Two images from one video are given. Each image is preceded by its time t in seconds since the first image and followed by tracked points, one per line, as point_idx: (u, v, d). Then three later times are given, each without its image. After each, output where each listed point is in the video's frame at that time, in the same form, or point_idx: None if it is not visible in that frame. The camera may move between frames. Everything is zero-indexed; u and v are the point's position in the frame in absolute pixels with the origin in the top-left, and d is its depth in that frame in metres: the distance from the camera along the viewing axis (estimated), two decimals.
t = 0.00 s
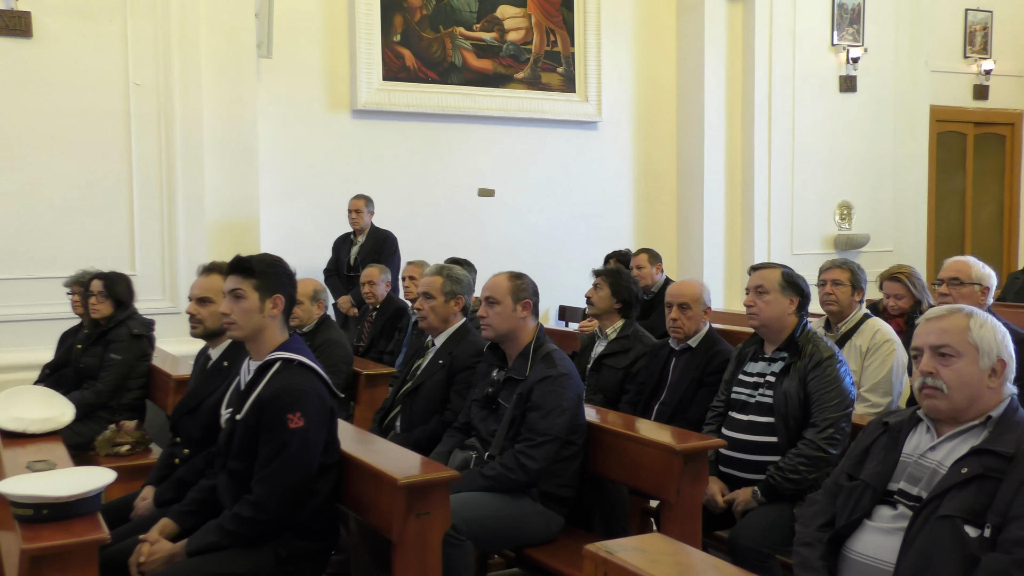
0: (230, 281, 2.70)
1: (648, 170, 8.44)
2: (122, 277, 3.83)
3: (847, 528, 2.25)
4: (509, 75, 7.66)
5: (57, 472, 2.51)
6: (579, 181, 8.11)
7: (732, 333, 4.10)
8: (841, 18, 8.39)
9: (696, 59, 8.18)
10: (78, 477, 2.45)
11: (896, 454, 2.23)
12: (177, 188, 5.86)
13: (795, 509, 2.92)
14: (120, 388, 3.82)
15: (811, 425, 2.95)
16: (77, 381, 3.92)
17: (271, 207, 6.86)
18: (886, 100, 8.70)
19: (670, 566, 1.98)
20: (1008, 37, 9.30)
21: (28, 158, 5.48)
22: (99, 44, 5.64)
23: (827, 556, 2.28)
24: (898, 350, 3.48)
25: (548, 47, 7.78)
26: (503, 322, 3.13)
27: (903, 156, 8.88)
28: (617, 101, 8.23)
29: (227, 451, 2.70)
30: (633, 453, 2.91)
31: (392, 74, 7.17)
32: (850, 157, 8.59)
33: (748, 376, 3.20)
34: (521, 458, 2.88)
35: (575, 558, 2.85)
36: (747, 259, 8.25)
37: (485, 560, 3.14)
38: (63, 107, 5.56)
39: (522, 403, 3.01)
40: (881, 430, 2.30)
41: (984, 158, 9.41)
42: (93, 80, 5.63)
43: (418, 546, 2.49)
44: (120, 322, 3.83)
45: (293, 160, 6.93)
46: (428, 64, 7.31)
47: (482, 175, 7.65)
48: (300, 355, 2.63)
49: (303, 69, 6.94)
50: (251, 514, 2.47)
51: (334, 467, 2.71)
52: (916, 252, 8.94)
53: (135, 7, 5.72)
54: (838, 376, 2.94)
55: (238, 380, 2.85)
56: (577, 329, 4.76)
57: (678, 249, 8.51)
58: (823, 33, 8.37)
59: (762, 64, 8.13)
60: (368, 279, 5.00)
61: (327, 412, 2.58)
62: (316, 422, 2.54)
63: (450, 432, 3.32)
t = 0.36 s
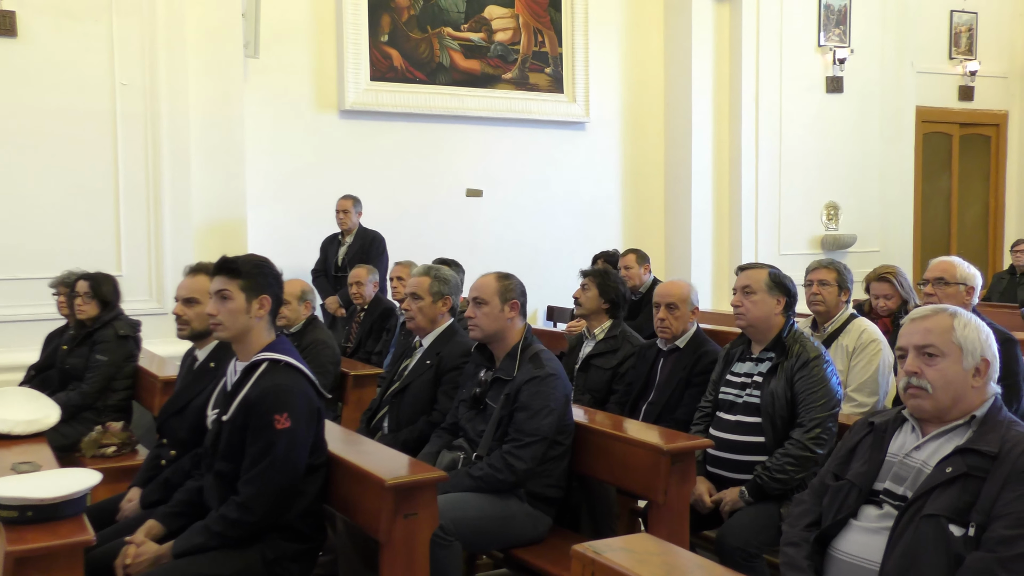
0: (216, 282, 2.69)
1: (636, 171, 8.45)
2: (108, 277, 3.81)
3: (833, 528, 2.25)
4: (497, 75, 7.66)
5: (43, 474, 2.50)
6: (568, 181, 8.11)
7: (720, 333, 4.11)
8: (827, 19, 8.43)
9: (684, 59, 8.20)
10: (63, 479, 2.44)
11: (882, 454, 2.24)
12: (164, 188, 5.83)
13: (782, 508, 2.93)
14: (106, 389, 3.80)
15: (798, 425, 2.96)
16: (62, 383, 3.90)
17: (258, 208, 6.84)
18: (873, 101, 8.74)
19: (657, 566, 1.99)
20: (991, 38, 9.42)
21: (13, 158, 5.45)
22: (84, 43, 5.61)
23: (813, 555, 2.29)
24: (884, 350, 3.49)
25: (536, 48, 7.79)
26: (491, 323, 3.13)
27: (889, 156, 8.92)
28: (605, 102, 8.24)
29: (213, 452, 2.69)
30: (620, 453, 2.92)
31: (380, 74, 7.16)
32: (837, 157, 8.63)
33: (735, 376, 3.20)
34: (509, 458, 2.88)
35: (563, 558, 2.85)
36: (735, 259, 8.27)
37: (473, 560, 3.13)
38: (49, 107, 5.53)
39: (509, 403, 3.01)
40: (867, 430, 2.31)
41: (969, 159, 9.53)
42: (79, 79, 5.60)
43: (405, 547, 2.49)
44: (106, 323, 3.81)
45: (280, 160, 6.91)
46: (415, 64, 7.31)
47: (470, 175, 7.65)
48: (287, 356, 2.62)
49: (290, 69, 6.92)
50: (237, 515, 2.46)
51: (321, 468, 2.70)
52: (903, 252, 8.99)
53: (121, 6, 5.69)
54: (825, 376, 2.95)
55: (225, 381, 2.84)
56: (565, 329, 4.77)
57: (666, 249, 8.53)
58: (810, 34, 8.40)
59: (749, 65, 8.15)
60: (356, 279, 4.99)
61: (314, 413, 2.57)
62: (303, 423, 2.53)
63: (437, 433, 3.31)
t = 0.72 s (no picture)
0: (209, 280, 2.68)
1: (630, 170, 8.46)
2: (101, 276, 3.80)
3: (825, 526, 2.26)
4: (491, 73, 7.65)
5: (35, 473, 2.49)
6: (561, 180, 8.12)
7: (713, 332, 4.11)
8: (821, 18, 8.43)
9: (678, 58, 8.20)
10: (55, 478, 2.44)
11: (873, 452, 2.24)
12: (157, 187, 5.83)
13: (775, 507, 2.94)
14: (98, 388, 3.80)
15: (791, 423, 2.97)
16: (54, 382, 3.88)
17: (252, 206, 6.83)
18: (866, 100, 8.76)
19: (649, 565, 1.99)
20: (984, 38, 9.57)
21: (4, 157, 5.43)
22: (77, 41, 5.59)
23: (805, 554, 2.29)
24: (876, 349, 3.51)
25: (530, 46, 7.78)
26: (484, 321, 3.13)
27: (883, 155, 8.93)
28: (599, 101, 8.24)
29: (206, 451, 2.68)
30: (613, 451, 2.92)
31: (374, 72, 7.15)
32: (831, 156, 8.64)
33: (728, 374, 3.20)
34: (502, 457, 2.88)
35: (556, 556, 2.85)
36: (728, 257, 8.28)
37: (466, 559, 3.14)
38: (41, 105, 5.52)
39: (503, 401, 3.01)
40: (858, 428, 2.32)
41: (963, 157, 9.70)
42: (71, 77, 5.59)
43: (398, 545, 2.48)
44: (98, 322, 3.80)
45: (274, 159, 6.90)
46: (409, 63, 7.30)
47: (463, 174, 7.64)
48: (279, 354, 2.62)
49: (283, 67, 6.90)
50: (230, 514, 2.46)
51: (313, 467, 2.70)
52: (896, 251, 9.00)
53: (114, 4, 5.68)
54: (818, 375, 2.96)
55: (217, 380, 2.84)
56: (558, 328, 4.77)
57: (660, 248, 8.54)
58: (803, 33, 8.40)
59: (743, 64, 8.16)
60: (349, 278, 4.99)
61: (307, 412, 2.57)
62: (296, 422, 2.52)
63: (430, 432, 3.31)
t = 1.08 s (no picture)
0: (198, 282, 2.67)
1: (620, 171, 8.47)
2: (89, 277, 3.80)
3: (813, 527, 2.26)
4: (481, 75, 7.66)
5: (22, 476, 2.48)
6: (552, 182, 8.13)
7: (702, 333, 4.13)
8: (810, 20, 8.46)
9: (668, 59, 8.21)
10: (42, 481, 2.43)
11: (861, 453, 2.25)
12: (146, 188, 5.81)
13: (764, 507, 2.94)
14: (87, 390, 3.79)
15: (780, 424, 2.97)
16: (42, 384, 3.87)
17: (242, 208, 6.82)
18: (855, 102, 8.79)
19: (637, 566, 1.99)
20: (971, 40, 9.66)
21: None
22: (64, 42, 5.58)
23: (793, 554, 2.29)
24: (864, 350, 3.52)
25: (520, 48, 7.79)
26: (474, 323, 3.13)
27: (872, 157, 8.96)
28: (589, 102, 8.25)
29: (195, 454, 2.68)
30: (603, 453, 2.92)
31: (363, 74, 7.15)
32: (820, 157, 8.66)
33: (717, 376, 3.21)
34: (491, 459, 2.88)
35: (546, 558, 2.85)
36: (718, 259, 8.29)
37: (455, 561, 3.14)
38: (28, 106, 5.50)
39: (492, 403, 3.01)
40: (846, 429, 2.33)
41: (951, 159, 9.77)
42: (59, 79, 5.57)
43: (387, 547, 2.48)
44: (87, 324, 3.79)
45: (264, 160, 6.90)
46: (399, 64, 7.30)
47: (454, 176, 7.65)
48: (268, 357, 2.61)
49: (273, 68, 6.89)
50: (219, 516, 2.45)
51: (303, 469, 2.70)
52: (886, 252, 9.03)
53: (102, 6, 5.67)
54: (806, 376, 2.97)
55: (206, 383, 2.83)
56: (548, 329, 4.78)
57: (650, 250, 8.56)
58: (792, 35, 8.43)
59: (733, 65, 8.18)
60: (339, 279, 4.99)
61: (296, 414, 2.56)
62: (285, 424, 2.52)
63: (420, 433, 3.31)
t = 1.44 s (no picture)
0: (185, 283, 2.66)
1: (608, 172, 8.48)
2: (76, 278, 3.78)
3: (799, 527, 2.27)
4: (469, 75, 7.66)
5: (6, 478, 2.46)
6: (540, 182, 8.13)
7: (690, 334, 4.14)
8: (797, 21, 8.49)
9: (656, 60, 8.23)
10: (27, 482, 2.41)
11: (847, 452, 2.26)
12: (133, 189, 5.79)
13: (751, 507, 2.95)
14: (73, 391, 3.78)
15: (767, 424, 2.98)
16: (28, 386, 3.86)
17: (229, 208, 6.80)
18: (842, 103, 8.82)
19: (625, 566, 1.99)
20: (957, 42, 9.73)
21: None
22: (49, 42, 5.55)
23: (779, 554, 2.30)
24: (851, 350, 3.53)
25: (508, 48, 7.80)
26: (462, 323, 3.13)
27: (858, 157, 9.00)
28: (577, 103, 8.27)
29: (181, 455, 2.67)
30: (591, 453, 2.93)
31: (351, 74, 7.14)
32: (807, 158, 8.69)
33: (705, 376, 3.22)
34: (479, 459, 2.88)
35: (534, 558, 2.85)
36: (706, 259, 8.31)
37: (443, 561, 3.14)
38: (13, 106, 5.47)
39: (480, 403, 3.01)
40: (832, 429, 2.34)
41: (936, 159, 9.83)
42: (44, 79, 5.55)
43: (375, 548, 2.48)
44: (73, 325, 3.77)
45: (251, 161, 6.88)
46: (387, 65, 7.29)
47: (442, 176, 7.64)
48: (256, 358, 2.60)
49: (260, 69, 6.88)
50: (206, 518, 2.44)
51: (290, 470, 2.70)
52: (873, 252, 9.07)
53: (88, 5, 5.65)
54: (793, 376, 2.98)
55: (193, 384, 2.83)
56: (536, 329, 4.79)
57: (638, 250, 8.57)
58: (780, 37, 8.46)
59: (720, 66, 8.20)
60: (327, 280, 4.99)
61: (284, 415, 2.56)
62: (273, 425, 2.51)
63: (408, 434, 3.31)
